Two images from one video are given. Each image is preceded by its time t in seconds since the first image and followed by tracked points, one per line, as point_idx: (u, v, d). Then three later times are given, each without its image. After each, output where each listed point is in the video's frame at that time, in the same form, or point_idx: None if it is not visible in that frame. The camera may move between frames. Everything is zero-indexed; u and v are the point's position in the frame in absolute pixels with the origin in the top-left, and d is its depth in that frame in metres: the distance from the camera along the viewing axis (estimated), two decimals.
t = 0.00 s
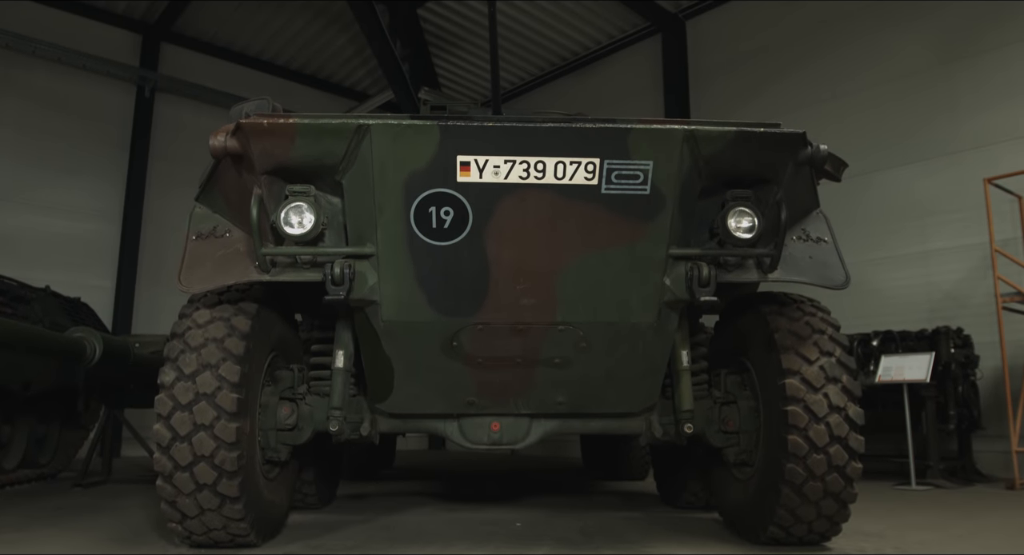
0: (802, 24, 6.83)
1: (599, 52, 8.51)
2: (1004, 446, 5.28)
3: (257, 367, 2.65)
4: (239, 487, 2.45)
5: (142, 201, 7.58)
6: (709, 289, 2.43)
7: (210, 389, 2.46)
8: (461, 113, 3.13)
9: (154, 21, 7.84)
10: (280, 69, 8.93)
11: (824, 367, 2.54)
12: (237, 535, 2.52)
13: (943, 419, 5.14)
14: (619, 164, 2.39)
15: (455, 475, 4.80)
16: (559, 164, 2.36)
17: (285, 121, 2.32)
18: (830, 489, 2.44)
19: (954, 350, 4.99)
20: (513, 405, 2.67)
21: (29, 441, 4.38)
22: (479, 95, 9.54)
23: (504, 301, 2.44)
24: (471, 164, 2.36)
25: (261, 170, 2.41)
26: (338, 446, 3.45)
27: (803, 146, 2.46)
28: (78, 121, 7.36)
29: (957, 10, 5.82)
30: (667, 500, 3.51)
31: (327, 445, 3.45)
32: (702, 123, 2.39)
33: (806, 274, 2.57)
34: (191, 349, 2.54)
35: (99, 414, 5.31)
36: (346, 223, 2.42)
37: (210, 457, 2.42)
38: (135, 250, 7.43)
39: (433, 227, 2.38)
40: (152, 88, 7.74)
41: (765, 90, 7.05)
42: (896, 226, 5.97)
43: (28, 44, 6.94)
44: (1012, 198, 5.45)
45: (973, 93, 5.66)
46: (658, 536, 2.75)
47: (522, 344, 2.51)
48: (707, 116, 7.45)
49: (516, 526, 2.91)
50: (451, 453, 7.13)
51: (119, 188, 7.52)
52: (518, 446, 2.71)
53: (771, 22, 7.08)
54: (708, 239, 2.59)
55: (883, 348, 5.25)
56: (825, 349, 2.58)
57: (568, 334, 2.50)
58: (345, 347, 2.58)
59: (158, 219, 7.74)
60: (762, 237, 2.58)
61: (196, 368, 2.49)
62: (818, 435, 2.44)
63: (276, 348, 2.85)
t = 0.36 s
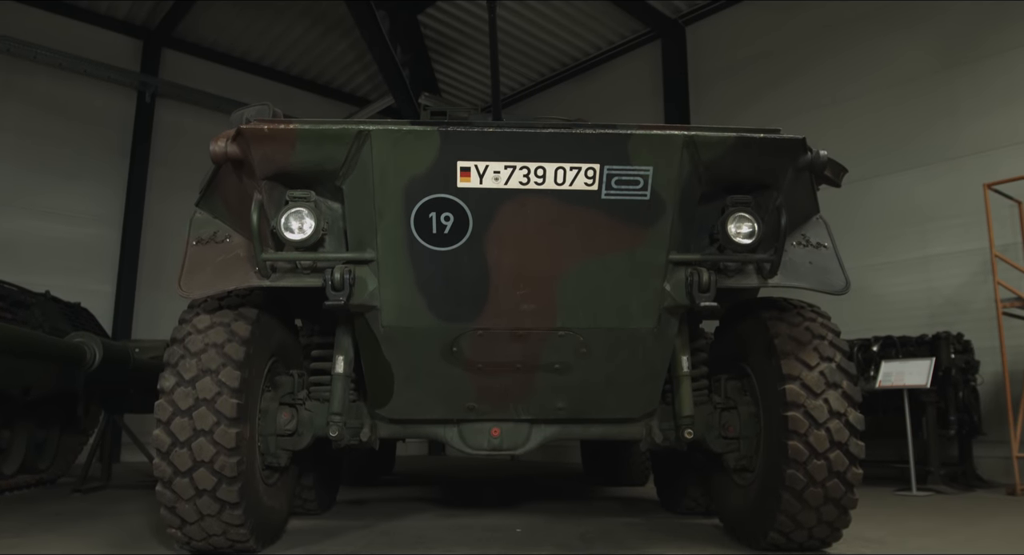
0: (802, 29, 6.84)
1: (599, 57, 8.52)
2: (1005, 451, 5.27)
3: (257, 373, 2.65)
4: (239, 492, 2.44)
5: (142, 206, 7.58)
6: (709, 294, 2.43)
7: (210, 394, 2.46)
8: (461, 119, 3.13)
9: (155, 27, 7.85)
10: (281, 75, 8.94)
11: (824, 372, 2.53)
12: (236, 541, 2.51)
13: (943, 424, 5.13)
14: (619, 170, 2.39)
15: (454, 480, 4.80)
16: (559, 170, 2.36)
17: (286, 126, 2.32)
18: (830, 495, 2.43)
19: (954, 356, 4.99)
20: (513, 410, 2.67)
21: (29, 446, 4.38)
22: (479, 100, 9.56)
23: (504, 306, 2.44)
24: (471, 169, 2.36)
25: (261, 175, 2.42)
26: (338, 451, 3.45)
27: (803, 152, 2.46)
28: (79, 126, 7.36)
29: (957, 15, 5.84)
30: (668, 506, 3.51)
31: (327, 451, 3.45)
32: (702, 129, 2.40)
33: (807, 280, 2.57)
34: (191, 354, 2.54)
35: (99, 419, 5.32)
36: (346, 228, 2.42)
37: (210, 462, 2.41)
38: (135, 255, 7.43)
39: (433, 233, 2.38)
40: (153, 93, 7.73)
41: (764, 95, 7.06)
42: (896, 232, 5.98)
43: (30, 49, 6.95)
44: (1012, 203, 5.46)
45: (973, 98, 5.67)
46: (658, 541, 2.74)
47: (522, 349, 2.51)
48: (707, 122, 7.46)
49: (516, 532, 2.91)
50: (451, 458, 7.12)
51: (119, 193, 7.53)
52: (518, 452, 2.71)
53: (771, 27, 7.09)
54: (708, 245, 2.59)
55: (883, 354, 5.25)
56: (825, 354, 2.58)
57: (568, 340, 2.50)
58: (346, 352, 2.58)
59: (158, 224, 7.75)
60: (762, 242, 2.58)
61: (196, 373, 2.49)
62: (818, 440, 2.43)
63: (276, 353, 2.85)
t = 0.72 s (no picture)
0: (802, 32, 6.85)
1: (599, 61, 8.53)
2: (1005, 454, 5.26)
3: (257, 377, 2.65)
4: (239, 495, 2.44)
5: (142, 210, 7.59)
6: (709, 297, 2.43)
7: (210, 398, 2.46)
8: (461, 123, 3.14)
9: (155, 31, 7.86)
10: (282, 78, 8.96)
11: (824, 376, 2.53)
12: (236, 545, 2.51)
13: (944, 427, 5.12)
14: (619, 174, 2.39)
15: (455, 484, 4.79)
16: (559, 173, 2.36)
17: (286, 130, 2.32)
18: (830, 499, 2.43)
19: (954, 359, 4.98)
20: (513, 414, 2.67)
21: (29, 449, 4.37)
22: (479, 104, 9.57)
23: (504, 309, 2.44)
24: (471, 173, 2.36)
25: (262, 179, 2.42)
26: (338, 454, 3.45)
27: (803, 156, 2.47)
28: (78, 130, 7.36)
29: (957, 18, 5.84)
30: (668, 510, 3.51)
31: (327, 455, 3.45)
32: (701, 133, 2.40)
33: (807, 283, 2.57)
34: (191, 358, 2.54)
35: (99, 422, 5.32)
36: (346, 232, 2.43)
37: (210, 466, 2.41)
38: (135, 258, 7.43)
39: (433, 236, 2.38)
40: (153, 97, 7.75)
41: (764, 98, 7.06)
42: (895, 236, 5.98)
43: (31, 53, 6.95)
44: (1011, 207, 5.46)
45: (973, 102, 5.68)
46: (659, 545, 2.74)
47: (522, 353, 2.51)
48: (707, 125, 7.47)
49: (516, 536, 2.90)
50: (451, 461, 7.11)
51: (120, 197, 7.53)
52: (518, 455, 2.71)
53: (771, 31, 7.10)
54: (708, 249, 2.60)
55: (884, 357, 5.27)
56: (825, 358, 2.57)
57: (568, 343, 2.50)
58: (346, 356, 2.58)
59: (158, 228, 7.75)
60: (762, 246, 2.59)
61: (196, 377, 2.49)
62: (818, 444, 2.43)
63: (276, 357, 2.85)
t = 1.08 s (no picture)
0: (802, 32, 6.85)
1: (599, 61, 8.53)
2: (1004, 455, 5.26)
3: (257, 378, 2.65)
4: (238, 496, 2.44)
5: (142, 211, 7.59)
6: (709, 298, 2.43)
7: (210, 399, 2.46)
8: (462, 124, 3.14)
9: (156, 32, 7.86)
10: (282, 79, 8.97)
11: (824, 377, 2.53)
12: (236, 546, 2.51)
13: (944, 429, 5.10)
14: (619, 175, 2.39)
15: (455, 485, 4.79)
16: (559, 174, 2.36)
17: (286, 131, 2.32)
18: (830, 500, 2.43)
19: (954, 361, 4.99)
20: (513, 415, 2.67)
21: (29, 450, 4.37)
22: (479, 105, 9.57)
23: (504, 311, 2.44)
24: (471, 174, 2.36)
25: (262, 180, 2.42)
26: (338, 455, 3.44)
27: (803, 157, 2.47)
28: (79, 131, 7.37)
29: (957, 19, 5.85)
30: (668, 511, 3.50)
31: (327, 456, 3.45)
32: (701, 134, 2.40)
33: (807, 284, 2.57)
34: (191, 359, 2.54)
35: (99, 423, 5.34)
36: (346, 233, 2.43)
37: (210, 467, 2.41)
38: (135, 259, 7.43)
39: (433, 237, 2.39)
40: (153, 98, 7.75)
41: (764, 99, 7.07)
42: (895, 236, 5.98)
43: (31, 54, 6.96)
44: (1012, 208, 5.46)
45: (973, 102, 5.68)
46: (659, 546, 2.74)
47: (522, 354, 2.51)
48: (707, 126, 7.47)
49: (516, 537, 2.90)
50: (451, 462, 7.11)
51: (120, 198, 7.54)
52: (518, 457, 2.71)
53: (771, 31, 7.10)
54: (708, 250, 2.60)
55: (883, 358, 5.28)
56: (825, 359, 2.57)
57: (569, 344, 2.50)
58: (346, 357, 2.58)
59: (158, 229, 7.75)
60: (762, 247, 2.59)
61: (196, 378, 2.49)
62: (818, 445, 2.43)
63: (276, 358, 2.85)
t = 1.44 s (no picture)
0: (802, 32, 6.85)
1: (599, 61, 8.53)
2: (1004, 455, 5.26)
3: (257, 377, 2.65)
4: (239, 497, 2.44)
5: (142, 211, 7.59)
6: (709, 299, 2.43)
7: (210, 399, 2.46)
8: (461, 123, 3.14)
9: (156, 32, 7.86)
10: (282, 80, 8.97)
11: (824, 377, 2.53)
12: (236, 546, 2.51)
13: (944, 429, 5.10)
14: (619, 175, 2.39)
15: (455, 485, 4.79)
16: (560, 175, 2.36)
17: (286, 131, 2.32)
18: (830, 500, 2.42)
19: (954, 361, 4.99)
20: (513, 415, 2.67)
21: (29, 450, 4.37)
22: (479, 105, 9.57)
23: (504, 311, 2.44)
24: (471, 174, 2.36)
25: (262, 180, 2.42)
26: (338, 455, 3.44)
27: (803, 157, 2.47)
28: (79, 131, 7.37)
29: (957, 19, 5.85)
30: (668, 511, 3.50)
31: (327, 456, 3.45)
32: (702, 135, 2.40)
33: (807, 284, 2.57)
34: (191, 359, 2.54)
35: (99, 423, 5.35)
36: (346, 233, 2.43)
37: (210, 467, 2.41)
38: (135, 259, 7.43)
39: (433, 237, 2.39)
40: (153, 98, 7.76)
41: (765, 99, 7.07)
42: (896, 237, 5.98)
43: (31, 54, 6.96)
44: (1012, 208, 5.46)
45: (973, 102, 5.68)
46: (659, 547, 2.74)
47: (522, 354, 2.51)
48: (708, 126, 7.47)
49: (516, 537, 2.90)
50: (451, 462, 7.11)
51: (120, 198, 7.53)
52: (518, 457, 2.71)
53: (771, 31, 7.10)
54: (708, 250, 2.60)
55: (883, 359, 5.28)
56: (825, 359, 2.57)
57: (569, 344, 2.50)
58: (346, 357, 2.58)
59: (158, 230, 7.75)
60: (762, 247, 2.59)
61: (196, 378, 2.49)
62: (818, 445, 2.43)
63: (276, 358, 2.85)
